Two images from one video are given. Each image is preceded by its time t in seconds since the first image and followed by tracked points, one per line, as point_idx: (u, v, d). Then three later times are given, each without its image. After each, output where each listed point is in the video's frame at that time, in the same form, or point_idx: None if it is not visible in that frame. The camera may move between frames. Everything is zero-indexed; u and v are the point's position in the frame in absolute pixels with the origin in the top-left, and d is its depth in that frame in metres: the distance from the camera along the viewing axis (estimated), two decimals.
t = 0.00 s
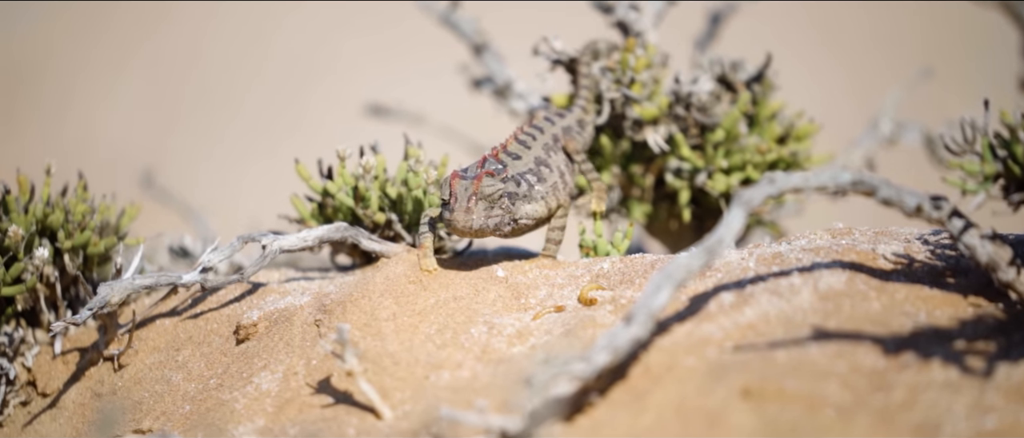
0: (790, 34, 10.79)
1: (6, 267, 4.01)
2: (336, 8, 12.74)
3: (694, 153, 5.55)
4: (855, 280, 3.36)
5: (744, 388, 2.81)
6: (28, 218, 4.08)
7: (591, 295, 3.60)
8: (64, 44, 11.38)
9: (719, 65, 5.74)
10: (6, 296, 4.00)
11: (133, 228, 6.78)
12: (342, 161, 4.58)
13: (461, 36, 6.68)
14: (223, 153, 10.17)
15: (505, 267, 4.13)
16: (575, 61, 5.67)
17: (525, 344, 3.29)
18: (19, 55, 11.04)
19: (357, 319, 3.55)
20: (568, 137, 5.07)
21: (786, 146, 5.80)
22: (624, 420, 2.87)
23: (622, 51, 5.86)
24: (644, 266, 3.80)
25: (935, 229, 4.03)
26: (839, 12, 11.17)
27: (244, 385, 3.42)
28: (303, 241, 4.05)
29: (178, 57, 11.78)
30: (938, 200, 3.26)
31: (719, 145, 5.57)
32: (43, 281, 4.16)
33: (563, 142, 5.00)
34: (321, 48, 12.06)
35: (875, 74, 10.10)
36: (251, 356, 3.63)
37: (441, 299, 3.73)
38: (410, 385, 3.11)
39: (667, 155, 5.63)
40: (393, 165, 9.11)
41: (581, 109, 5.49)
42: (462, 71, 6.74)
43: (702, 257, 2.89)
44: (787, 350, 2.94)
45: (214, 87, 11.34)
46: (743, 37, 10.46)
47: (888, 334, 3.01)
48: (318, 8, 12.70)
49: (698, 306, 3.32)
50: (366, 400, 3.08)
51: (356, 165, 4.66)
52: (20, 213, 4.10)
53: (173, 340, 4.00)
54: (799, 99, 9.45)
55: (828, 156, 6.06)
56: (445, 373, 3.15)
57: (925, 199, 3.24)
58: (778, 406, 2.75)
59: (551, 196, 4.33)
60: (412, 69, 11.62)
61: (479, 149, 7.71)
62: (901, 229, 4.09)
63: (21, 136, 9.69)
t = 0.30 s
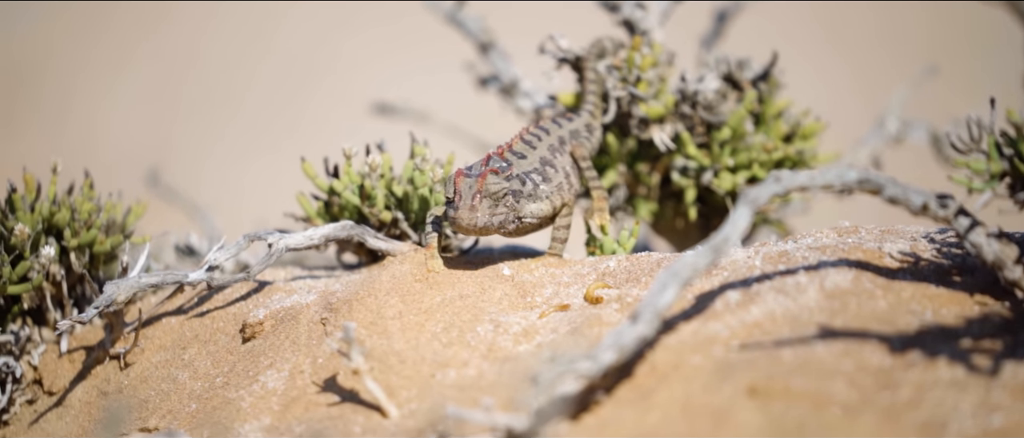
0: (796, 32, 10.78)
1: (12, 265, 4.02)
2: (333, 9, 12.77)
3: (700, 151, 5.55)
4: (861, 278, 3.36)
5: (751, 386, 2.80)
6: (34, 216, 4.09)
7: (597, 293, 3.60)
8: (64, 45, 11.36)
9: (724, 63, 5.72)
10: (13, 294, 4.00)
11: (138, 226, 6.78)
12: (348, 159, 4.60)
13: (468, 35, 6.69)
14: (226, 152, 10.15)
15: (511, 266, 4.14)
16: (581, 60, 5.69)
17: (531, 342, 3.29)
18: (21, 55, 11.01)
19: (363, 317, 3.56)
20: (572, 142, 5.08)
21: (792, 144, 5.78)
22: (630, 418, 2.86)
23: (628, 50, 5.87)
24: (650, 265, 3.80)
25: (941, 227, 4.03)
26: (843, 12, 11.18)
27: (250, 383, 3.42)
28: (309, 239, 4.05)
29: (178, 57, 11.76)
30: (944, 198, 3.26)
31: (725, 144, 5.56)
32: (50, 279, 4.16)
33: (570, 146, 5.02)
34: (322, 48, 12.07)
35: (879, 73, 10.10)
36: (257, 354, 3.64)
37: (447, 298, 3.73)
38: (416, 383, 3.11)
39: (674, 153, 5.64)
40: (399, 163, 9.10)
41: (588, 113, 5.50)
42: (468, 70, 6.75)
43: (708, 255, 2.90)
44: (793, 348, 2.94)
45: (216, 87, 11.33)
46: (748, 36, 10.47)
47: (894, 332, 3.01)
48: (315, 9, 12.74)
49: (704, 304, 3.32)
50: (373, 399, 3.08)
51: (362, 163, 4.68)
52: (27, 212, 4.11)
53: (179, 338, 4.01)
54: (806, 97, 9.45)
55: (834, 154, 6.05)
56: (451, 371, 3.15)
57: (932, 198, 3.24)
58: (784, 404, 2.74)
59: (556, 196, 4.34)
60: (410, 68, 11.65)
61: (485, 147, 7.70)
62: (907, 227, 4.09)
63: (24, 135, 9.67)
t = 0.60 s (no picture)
0: (802, 31, 10.76)
1: (19, 264, 4.03)
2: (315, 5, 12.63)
3: (706, 150, 5.57)
4: (868, 277, 3.36)
5: (757, 385, 2.80)
6: (40, 215, 4.10)
7: (603, 292, 3.61)
8: (53, 45, 11.27)
9: (731, 62, 5.72)
10: (19, 293, 4.00)
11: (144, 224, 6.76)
12: (355, 158, 4.61)
13: (473, 34, 6.59)
14: (223, 152, 10.12)
15: (517, 264, 4.14)
16: (587, 58, 5.64)
17: (537, 341, 3.29)
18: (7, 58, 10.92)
19: (369, 316, 3.57)
20: (578, 145, 5.07)
21: (798, 143, 5.78)
22: (636, 415, 2.86)
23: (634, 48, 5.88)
24: (657, 263, 3.81)
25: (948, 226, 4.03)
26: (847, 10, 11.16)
27: (257, 382, 3.42)
28: (315, 238, 4.05)
29: (165, 56, 11.65)
30: (951, 197, 3.26)
31: (732, 142, 5.57)
32: (56, 278, 4.17)
33: (575, 149, 5.01)
34: (310, 46, 11.97)
35: (883, 71, 10.08)
36: (263, 353, 3.64)
37: (454, 296, 3.73)
38: (423, 382, 3.11)
39: (680, 152, 5.67)
40: (405, 161, 9.10)
41: (594, 118, 5.43)
42: (474, 69, 6.74)
43: (714, 254, 2.89)
44: (799, 347, 2.94)
45: (206, 85, 11.23)
46: (755, 32, 10.39)
47: (901, 331, 3.01)
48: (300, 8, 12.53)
49: (711, 303, 3.33)
50: (379, 397, 3.08)
51: (368, 162, 4.69)
52: (33, 211, 4.12)
53: (185, 337, 4.01)
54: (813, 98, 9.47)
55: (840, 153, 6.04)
56: (458, 370, 3.15)
57: (938, 197, 3.25)
58: (790, 403, 2.73)
59: (561, 197, 4.32)
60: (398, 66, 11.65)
61: (490, 145, 7.69)
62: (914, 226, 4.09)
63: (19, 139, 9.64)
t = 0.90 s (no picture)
0: (808, 31, 10.77)
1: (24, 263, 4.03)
2: (338, 7, 12.65)
3: (711, 149, 5.57)
4: (873, 277, 3.36)
5: (762, 385, 2.79)
6: (45, 214, 4.10)
7: (608, 291, 3.61)
8: (73, 43, 11.33)
9: (736, 61, 5.72)
10: (24, 292, 4.00)
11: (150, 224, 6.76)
12: (360, 157, 4.62)
13: (479, 33, 6.62)
14: (240, 151, 10.13)
15: (523, 264, 4.14)
16: (592, 57, 5.65)
17: (542, 340, 3.29)
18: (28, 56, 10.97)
19: (374, 316, 3.58)
20: (582, 148, 5.04)
21: (803, 142, 5.79)
22: (641, 415, 2.86)
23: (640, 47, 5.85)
24: (662, 263, 3.80)
25: (953, 225, 4.03)
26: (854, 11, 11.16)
27: (262, 381, 3.42)
28: (321, 237, 4.05)
29: (185, 58, 11.70)
30: (956, 197, 3.27)
31: (737, 141, 5.57)
32: (62, 277, 4.17)
33: (579, 154, 4.95)
34: (332, 44, 11.99)
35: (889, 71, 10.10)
36: (269, 352, 3.64)
37: (459, 295, 3.74)
38: (427, 381, 3.10)
39: (685, 151, 5.65)
40: (410, 160, 9.11)
41: (602, 122, 5.49)
42: (480, 68, 6.74)
43: (720, 253, 2.89)
44: (804, 347, 2.94)
45: (224, 86, 11.26)
46: (760, 31, 10.42)
47: (906, 331, 3.00)
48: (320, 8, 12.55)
49: (716, 303, 3.34)
50: (384, 397, 3.08)
51: (373, 161, 4.69)
52: (38, 210, 4.12)
53: (190, 336, 4.01)
54: (821, 97, 9.51)
55: (846, 152, 6.02)
56: (463, 369, 3.15)
57: (943, 196, 3.25)
58: (795, 403, 2.73)
59: (564, 198, 4.33)
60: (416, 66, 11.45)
61: (495, 144, 7.69)
62: (919, 225, 4.09)
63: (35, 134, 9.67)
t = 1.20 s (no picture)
0: (811, 30, 10.75)
1: (26, 263, 4.02)
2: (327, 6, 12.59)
3: (714, 149, 5.57)
4: (875, 277, 3.36)
5: (764, 385, 2.79)
6: (47, 214, 4.10)
7: (610, 291, 3.60)
8: (67, 44, 11.31)
9: (739, 61, 5.69)
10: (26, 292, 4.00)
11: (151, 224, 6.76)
12: (361, 157, 4.61)
13: (481, 33, 6.59)
14: (238, 150, 10.12)
15: (525, 263, 4.14)
16: (594, 57, 5.66)
17: (544, 340, 3.29)
18: (22, 58, 10.96)
19: (376, 315, 3.58)
20: (582, 154, 5.00)
21: (805, 142, 5.78)
22: (643, 414, 2.86)
23: (642, 47, 5.79)
24: (664, 263, 3.80)
25: (956, 226, 4.02)
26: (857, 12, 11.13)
27: (263, 381, 3.42)
28: (323, 237, 4.05)
29: (178, 58, 11.68)
30: (958, 197, 3.27)
31: (739, 141, 5.57)
32: (63, 277, 4.17)
33: (579, 158, 4.95)
34: (323, 44, 11.95)
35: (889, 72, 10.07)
36: (270, 352, 3.63)
37: (461, 295, 3.75)
38: (429, 381, 3.11)
39: (687, 151, 5.65)
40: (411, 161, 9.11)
41: (605, 129, 5.47)
42: (480, 68, 6.73)
43: (721, 254, 2.89)
44: (806, 347, 2.94)
45: (218, 86, 11.25)
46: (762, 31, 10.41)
47: (908, 331, 3.00)
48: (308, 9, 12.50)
49: (718, 303, 3.34)
50: (385, 397, 3.09)
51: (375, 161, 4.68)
52: (40, 210, 4.12)
53: (191, 336, 4.01)
54: (822, 98, 9.50)
55: (847, 152, 6.02)
56: (465, 369, 3.15)
57: (946, 196, 3.26)
58: (797, 402, 2.72)
59: (563, 200, 4.33)
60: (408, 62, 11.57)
61: (496, 144, 7.68)
62: (922, 225, 4.09)
63: (33, 136, 9.66)
